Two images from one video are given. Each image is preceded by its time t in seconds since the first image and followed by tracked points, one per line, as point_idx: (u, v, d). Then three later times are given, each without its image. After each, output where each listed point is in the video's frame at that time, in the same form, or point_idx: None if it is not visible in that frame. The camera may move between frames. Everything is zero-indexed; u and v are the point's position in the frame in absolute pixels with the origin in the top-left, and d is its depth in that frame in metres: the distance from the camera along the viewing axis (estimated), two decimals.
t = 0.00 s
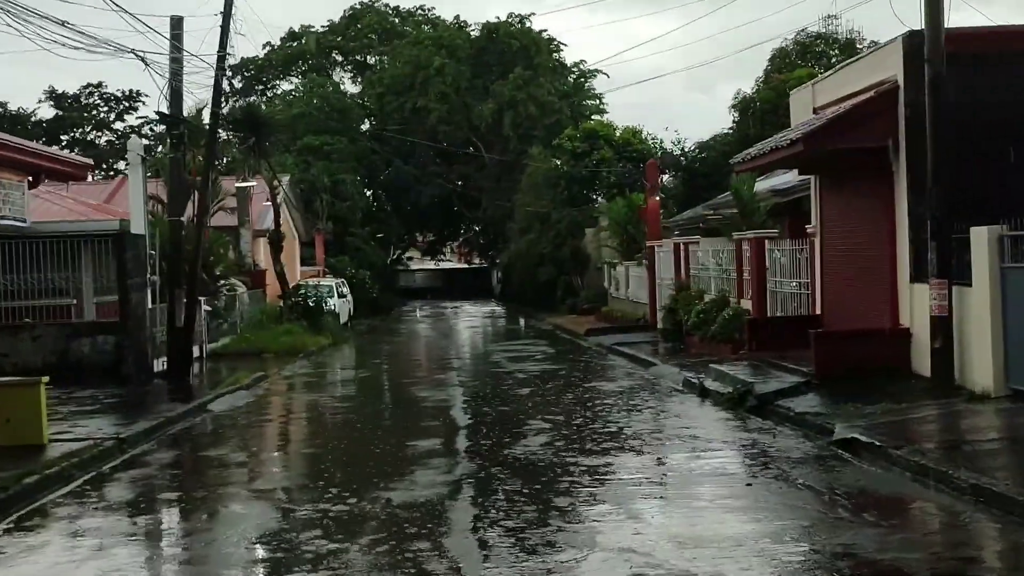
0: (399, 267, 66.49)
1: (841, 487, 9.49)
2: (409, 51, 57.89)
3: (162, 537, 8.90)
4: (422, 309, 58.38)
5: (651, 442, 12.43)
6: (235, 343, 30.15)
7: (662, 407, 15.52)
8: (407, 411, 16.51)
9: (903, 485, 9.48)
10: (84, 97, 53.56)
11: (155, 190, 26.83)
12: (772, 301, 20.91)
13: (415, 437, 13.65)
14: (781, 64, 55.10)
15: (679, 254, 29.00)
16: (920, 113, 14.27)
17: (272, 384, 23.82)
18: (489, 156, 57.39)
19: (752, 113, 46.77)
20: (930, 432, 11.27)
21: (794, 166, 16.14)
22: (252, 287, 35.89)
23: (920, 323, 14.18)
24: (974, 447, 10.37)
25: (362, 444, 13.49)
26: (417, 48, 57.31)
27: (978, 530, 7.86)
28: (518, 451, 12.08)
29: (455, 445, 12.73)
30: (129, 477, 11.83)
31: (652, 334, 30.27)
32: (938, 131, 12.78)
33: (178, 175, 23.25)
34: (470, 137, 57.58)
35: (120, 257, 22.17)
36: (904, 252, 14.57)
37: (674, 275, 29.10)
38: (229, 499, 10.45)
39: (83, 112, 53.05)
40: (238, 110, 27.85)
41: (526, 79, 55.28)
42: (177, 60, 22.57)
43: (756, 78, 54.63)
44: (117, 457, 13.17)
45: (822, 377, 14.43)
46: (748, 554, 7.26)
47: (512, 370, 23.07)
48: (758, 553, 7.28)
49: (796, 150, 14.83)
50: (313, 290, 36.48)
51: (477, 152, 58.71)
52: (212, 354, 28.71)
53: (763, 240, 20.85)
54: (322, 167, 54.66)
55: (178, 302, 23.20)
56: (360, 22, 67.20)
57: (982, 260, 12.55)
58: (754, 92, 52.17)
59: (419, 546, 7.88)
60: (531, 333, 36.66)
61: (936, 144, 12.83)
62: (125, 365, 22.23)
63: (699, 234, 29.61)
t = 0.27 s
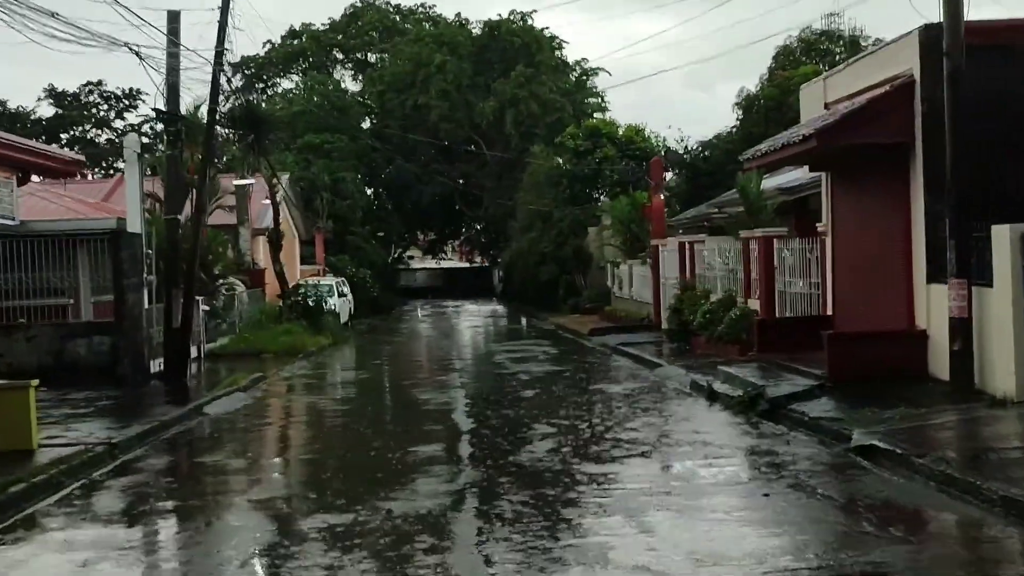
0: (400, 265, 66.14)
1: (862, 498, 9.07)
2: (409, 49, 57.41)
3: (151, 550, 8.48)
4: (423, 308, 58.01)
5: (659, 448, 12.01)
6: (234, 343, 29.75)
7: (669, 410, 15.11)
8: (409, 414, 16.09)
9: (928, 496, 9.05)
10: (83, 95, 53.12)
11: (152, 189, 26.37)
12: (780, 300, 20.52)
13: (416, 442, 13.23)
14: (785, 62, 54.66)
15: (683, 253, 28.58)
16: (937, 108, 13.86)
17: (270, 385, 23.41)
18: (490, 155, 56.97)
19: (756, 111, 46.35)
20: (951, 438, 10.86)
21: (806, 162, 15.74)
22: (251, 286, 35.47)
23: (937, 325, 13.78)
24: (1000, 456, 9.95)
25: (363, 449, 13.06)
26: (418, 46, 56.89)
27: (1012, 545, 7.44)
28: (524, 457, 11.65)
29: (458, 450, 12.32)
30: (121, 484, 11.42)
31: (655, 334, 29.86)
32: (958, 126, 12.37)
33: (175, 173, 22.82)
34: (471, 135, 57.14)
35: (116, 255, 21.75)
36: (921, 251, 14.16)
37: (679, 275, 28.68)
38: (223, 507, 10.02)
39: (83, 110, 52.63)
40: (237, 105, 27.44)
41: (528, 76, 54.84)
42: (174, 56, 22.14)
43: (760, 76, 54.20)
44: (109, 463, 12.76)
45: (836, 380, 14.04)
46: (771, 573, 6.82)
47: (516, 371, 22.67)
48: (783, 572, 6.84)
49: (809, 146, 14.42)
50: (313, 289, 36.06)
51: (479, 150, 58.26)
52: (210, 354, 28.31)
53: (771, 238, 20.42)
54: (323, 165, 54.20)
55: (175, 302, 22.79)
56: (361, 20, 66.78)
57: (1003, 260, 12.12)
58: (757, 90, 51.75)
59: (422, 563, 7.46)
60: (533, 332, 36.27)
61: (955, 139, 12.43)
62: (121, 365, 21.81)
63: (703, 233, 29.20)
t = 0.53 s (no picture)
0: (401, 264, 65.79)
1: (881, 504, 8.69)
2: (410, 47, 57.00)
3: (140, 558, 8.10)
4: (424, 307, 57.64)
5: (666, 451, 11.62)
6: (232, 342, 29.36)
7: (676, 411, 14.74)
8: (409, 415, 15.71)
9: (950, 503, 8.66)
10: (83, 93, 52.71)
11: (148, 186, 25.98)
12: (787, 299, 20.12)
13: (416, 444, 12.83)
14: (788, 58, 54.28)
15: (687, 251, 28.18)
16: (953, 101, 13.47)
17: (269, 385, 23.04)
18: (491, 152, 56.59)
19: (759, 108, 45.97)
20: (970, 441, 10.47)
21: (816, 157, 15.35)
22: (250, 285, 35.08)
23: (952, 325, 13.40)
24: (1022, 460, 9.57)
25: (361, 451, 12.69)
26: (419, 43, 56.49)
27: None
28: (528, 460, 11.28)
29: (459, 452, 11.94)
30: (111, 488, 11.04)
31: (659, 334, 29.49)
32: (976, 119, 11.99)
33: (171, 170, 22.44)
34: (472, 133, 56.75)
35: (112, 252, 21.38)
36: (936, 247, 13.79)
37: (682, 273, 28.31)
38: (214, 513, 9.63)
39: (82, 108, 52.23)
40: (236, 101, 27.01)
41: (529, 74, 54.41)
42: (171, 50, 21.75)
43: (763, 73, 53.75)
44: (99, 467, 12.35)
45: (848, 382, 13.67)
46: None
47: (518, 370, 22.30)
48: None
49: (820, 141, 14.05)
50: (312, 288, 35.68)
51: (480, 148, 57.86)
52: (208, 354, 27.95)
53: (777, 235, 20.00)
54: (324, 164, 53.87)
55: (171, 300, 22.41)
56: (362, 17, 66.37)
57: None
58: (760, 87, 51.36)
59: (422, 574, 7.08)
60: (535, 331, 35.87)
61: (973, 133, 12.06)
62: (117, 365, 21.43)
63: (708, 231, 28.81)
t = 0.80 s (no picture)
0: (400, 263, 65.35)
1: (906, 518, 8.26)
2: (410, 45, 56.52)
3: None
4: (424, 307, 57.25)
5: (675, 460, 11.18)
6: (229, 343, 28.96)
7: (683, 416, 14.30)
8: (408, 419, 15.28)
9: (978, 516, 8.22)
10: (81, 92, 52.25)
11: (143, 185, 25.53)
12: (794, 300, 19.72)
13: (415, 452, 12.39)
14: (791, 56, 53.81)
15: (692, 251, 27.73)
16: (970, 95, 13.06)
17: (266, 387, 22.60)
18: (491, 151, 56.15)
19: (762, 106, 45.52)
20: (993, 450, 10.03)
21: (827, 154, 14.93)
22: (248, 285, 34.64)
23: (970, 328, 12.96)
24: None
25: (359, 459, 12.25)
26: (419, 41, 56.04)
27: None
28: (532, 469, 10.84)
29: (460, 461, 11.51)
30: (99, 498, 10.61)
31: (662, 334, 29.05)
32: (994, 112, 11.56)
33: (166, 168, 22.00)
34: (472, 131, 56.31)
35: (106, 252, 20.95)
36: (952, 245, 13.35)
37: (687, 273, 27.86)
38: (204, 526, 9.20)
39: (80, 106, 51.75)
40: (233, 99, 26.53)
41: (530, 71, 53.93)
42: (165, 46, 21.30)
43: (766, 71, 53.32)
44: (87, 475, 11.95)
45: (860, 387, 13.28)
46: None
47: (520, 373, 21.85)
48: None
49: (830, 138, 13.66)
50: (310, 288, 35.23)
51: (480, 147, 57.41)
52: (205, 355, 27.52)
53: (784, 234, 19.53)
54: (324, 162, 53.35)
55: (166, 301, 21.97)
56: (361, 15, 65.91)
57: None
58: (763, 85, 50.89)
59: None
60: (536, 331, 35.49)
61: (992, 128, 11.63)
62: (111, 367, 21.00)
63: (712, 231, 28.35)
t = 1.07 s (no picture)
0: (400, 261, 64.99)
1: (930, 522, 7.93)
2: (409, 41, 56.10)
3: None
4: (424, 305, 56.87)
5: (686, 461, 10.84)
6: (227, 341, 28.59)
7: (692, 415, 13.96)
8: (410, 419, 14.94)
9: (1006, 521, 7.89)
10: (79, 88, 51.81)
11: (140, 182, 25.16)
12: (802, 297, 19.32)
13: (417, 452, 12.05)
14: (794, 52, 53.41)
15: (696, 247, 27.35)
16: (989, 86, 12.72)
17: (265, 385, 22.27)
18: (492, 148, 55.80)
19: (765, 103, 45.14)
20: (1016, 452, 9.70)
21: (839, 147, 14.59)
22: (247, 282, 34.28)
23: (988, 325, 12.63)
24: None
25: (360, 459, 11.90)
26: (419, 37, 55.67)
27: None
28: (538, 471, 10.49)
29: (463, 462, 11.16)
30: (91, 501, 10.27)
31: (666, 332, 28.71)
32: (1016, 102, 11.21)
33: (163, 164, 21.64)
34: (472, 128, 55.95)
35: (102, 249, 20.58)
36: (970, 240, 13.02)
37: (691, 270, 27.50)
38: (199, 529, 8.87)
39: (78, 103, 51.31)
40: (232, 94, 26.14)
41: (530, 68, 53.47)
42: (162, 40, 20.94)
43: (768, 68, 52.95)
44: (79, 477, 11.58)
45: (875, 385, 12.95)
46: None
47: (523, 371, 21.51)
48: None
49: (845, 130, 13.34)
50: (309, 285, 34.86)
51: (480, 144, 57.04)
52: (203, 353, 27.19)
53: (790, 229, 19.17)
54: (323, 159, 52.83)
55: (163, 298, 21.62)
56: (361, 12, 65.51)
57: None
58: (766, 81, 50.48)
59: None
60: (537, 330, 35.08)
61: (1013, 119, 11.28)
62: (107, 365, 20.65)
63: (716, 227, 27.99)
